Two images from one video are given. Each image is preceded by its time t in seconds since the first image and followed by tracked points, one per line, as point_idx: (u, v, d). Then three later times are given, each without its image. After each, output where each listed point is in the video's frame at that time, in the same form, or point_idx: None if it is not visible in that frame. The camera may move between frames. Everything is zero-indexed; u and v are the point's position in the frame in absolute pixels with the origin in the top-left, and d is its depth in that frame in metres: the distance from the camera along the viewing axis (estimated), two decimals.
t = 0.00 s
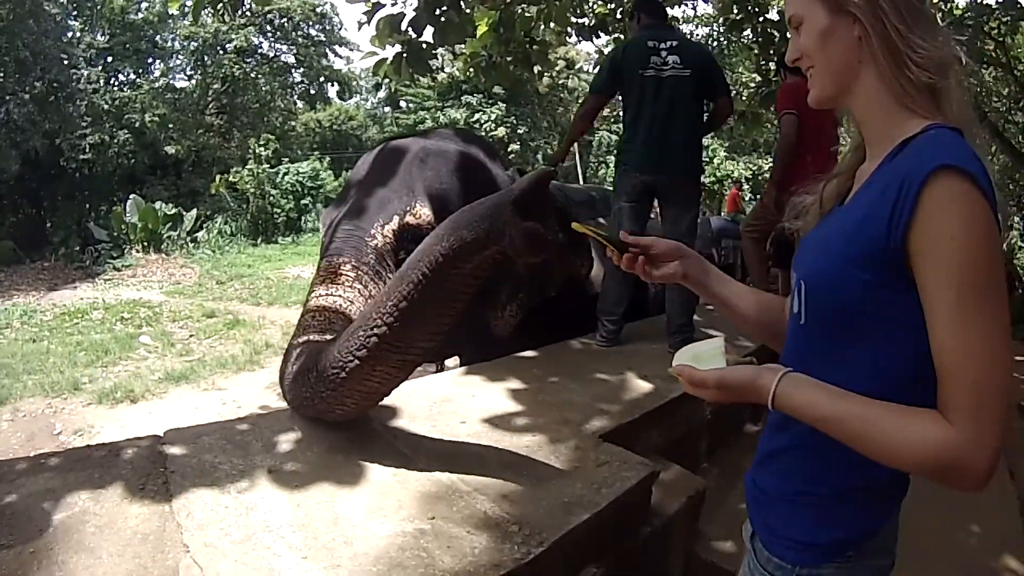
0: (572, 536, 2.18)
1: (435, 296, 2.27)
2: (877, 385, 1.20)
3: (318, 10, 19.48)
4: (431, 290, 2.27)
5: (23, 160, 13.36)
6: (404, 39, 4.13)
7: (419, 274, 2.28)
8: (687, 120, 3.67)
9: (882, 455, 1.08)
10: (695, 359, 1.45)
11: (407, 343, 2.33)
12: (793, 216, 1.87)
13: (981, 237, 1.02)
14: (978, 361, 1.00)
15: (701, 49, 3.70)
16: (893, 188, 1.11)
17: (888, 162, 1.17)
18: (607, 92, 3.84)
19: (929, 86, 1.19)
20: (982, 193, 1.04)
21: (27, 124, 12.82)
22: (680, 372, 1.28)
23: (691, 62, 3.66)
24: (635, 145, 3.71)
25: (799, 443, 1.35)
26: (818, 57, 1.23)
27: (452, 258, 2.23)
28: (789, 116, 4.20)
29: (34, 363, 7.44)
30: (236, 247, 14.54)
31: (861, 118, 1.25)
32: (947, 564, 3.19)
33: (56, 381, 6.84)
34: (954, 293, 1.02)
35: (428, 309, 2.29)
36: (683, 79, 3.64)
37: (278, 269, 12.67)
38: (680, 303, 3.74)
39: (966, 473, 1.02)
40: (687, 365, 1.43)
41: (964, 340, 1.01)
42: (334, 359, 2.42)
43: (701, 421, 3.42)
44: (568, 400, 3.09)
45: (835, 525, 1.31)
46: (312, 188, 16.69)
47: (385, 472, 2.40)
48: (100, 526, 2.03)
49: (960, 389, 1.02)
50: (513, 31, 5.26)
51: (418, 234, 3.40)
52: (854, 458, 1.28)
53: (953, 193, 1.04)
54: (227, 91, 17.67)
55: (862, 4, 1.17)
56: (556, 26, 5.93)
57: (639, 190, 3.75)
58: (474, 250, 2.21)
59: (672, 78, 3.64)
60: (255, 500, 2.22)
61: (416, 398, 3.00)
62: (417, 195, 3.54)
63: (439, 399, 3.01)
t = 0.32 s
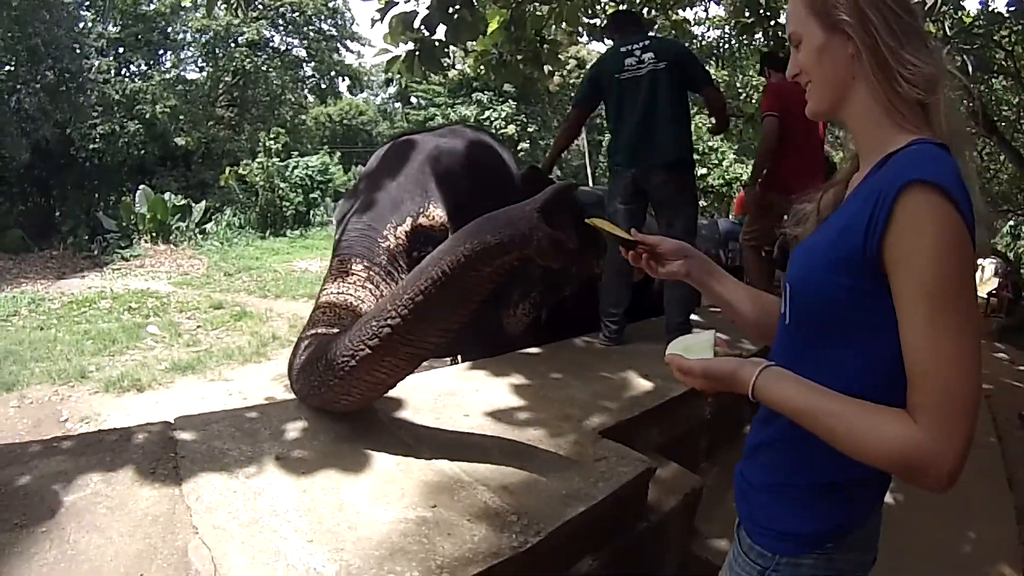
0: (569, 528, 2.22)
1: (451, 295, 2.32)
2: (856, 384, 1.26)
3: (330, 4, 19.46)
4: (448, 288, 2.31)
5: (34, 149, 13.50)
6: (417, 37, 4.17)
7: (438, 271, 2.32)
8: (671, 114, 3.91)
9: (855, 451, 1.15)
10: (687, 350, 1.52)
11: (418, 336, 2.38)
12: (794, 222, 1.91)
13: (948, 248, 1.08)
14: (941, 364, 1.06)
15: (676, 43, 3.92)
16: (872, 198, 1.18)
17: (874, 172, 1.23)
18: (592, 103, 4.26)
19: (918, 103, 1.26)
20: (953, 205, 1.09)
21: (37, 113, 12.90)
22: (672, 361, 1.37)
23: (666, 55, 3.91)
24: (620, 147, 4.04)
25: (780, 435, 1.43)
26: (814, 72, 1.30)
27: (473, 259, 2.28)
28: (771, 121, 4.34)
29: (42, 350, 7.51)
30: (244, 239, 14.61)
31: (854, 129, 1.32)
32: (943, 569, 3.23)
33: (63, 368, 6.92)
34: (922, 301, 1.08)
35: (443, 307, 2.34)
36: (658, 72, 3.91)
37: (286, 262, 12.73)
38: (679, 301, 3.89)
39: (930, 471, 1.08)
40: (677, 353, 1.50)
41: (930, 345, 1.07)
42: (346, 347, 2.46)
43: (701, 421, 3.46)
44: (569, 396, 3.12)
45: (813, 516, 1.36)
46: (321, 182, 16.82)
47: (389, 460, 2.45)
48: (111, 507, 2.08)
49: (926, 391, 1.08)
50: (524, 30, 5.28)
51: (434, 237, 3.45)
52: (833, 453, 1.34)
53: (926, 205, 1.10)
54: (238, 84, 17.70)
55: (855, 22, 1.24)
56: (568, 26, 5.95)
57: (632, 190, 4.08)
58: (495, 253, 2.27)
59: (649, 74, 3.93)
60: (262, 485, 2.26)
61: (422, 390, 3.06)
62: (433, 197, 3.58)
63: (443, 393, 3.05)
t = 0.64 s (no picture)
0: (579, 530, 2.23)
1: (473, 314, 2.39)
2: (858, 385, 1.26)
3: (340, 10, 19.50)
4: (470, 308, 2.38)
5: (45, 154, 13.64)
6: (428, 42, 4.19)
7: (460, 292, 2.39)
8: (673, 121, 3.91)
9: (856, 452, 1.16)
10: (693, 353, 1.53)
11: (436, 351, 2.42)
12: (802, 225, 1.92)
13: (948, 252, 1.08)
14: (940, 365, 1.07)
15: (680, 47, 3.93)
16: (874, 201, 1.18)
17: (876, 177, 1.24)
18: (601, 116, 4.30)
19: (921, 108, 1.27)
20: (953, 208, 1.10)
21: (49, 118, 13.01)
22: (679, 362, 1.39)
23: (669, 60, 3.91)
24: (624, 152, 4.09)
25: (785, 438, 1.43)
26: (819, 78, 1.31)
27: (495, 280, 2.35)
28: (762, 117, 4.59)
29: (54, 353, 7.56)
30: (255, 244, 14.66)
31: (859, 135, 1.32)
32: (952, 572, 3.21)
33: (75, 371, 6.97)
34: (921, 304, 1.09)
35: (464, 326, 2.40)
36: (662, 77, 3.90)
37: (297, 266, 12.76)
38: (683, 308, 3.91)
39: (930, 471, 1.09)
40: (686, 355, 1.52)
41: (929, 346, 1.08)
42: (364, 358, 2.48)
43: (710, 424, 3.46)
44: (579, 399, 3.13)
45: (815, 517, 1.37)
46: (331, 187, 16.86)
47: (400, 463, 2.45)
48: (124, 508, 2.10)
49: (924, 392, 1.08)
50: (533, 34, 5.28)
51: (446, 240, 3.52)
52: (834, 454, 1.35)
53: (927, 208, 1.11)
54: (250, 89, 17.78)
55: (860, 28, 1.25)
56: (578, 31, 5.96)
57: (637, 195, 4.11)
58: (516, 276, 2.34)
59: (652, 80, 3.93)
60: (274, 487, 2.27)
61: (433, 394, 3.07)
62: (445, 202, 3.62)
63: (454, 396, 3.06)
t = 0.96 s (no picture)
0: (587, 531, 2.22)
1: (490, 321, 2.41)
2: (862, 383, 1.26)
3: (348, 11, 19.51)
4: (486, 316, 2.40)
5: (54, 156, 13.71)
6: (436, 42, 4.19)
7: (477, 300, 2.41)
8: (684, 121, 3.90)
9: (863, 452, 1.15)
10: (698, 353, 1.52)
11: (453, 358, 2.43)
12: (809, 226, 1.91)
13: (952, 250, 1.08)
14: (945, 364, 1.06)
15: (690, 46, 3.93)
16: (878, 200, 1.18)
17: (881, 175, 1.23)
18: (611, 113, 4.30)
19: (925, 105, 1.26)
20: (958, 205, 1.09)
21: (58, 120, 13.10)
22: (684, 363, 1.39)
23: (681, 59, 3.91)
24: (635, 152, 4.09)
25: (790, 437, 1.43)
26: (823, 76, 1.30)
27: (513, 289, 2.38)
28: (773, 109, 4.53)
29: (64, 354, 7.61)
30: (264, 245, 14.70)
31: (863, 133, 1.32)
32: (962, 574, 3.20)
33: (84, 372, 7.01)
34: (925, 302, 1.08)
35: (481, 333, 2.42)
36: (674, 76, 3.90)
37: (306, 267, 12.80)
38: (692, 309, 3.91)
39: (937, 469, 1.08)
40: (691, 355, 1.51)
41: (934, 344, 1.07)
42: (379, 364, 2.48)
43: (719, 425, 3.46)
44: (588, 399, 3.12)
45: (820, 517, 1.37)
46: (340, 189, 16.91)
47: (408, 462, 2.46)
48: (133, 506, 2.10)
49: (930, 390, 1.08)
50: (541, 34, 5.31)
51: (453, 239, 3.53)
52: (841, 454, 1.34)
53: (932, 205, 1.10)
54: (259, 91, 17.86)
55: (861, 25, 1.25)
56: (584, 30, 5.97)
57: (649, 196, 4.11)
58: (533, 285, 2.38)
59: (663, 80, 3.93)
60: (283, 486, 2.28)
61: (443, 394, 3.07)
62: (452, 201, 3.63)
63: (463, 396, 3.06)
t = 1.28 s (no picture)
0: (591, 533, 2.20)
1: (515, 323, 2.39)
2: (872, 390, 1.24)
3: (359, 9, 19.48)
4: (512, 318, 2.38)
5: (63, 150, 13.75)
6: (446, 41, 4.17)
7: (506, 303, 2.37)
8: (707, 120, 3.89)
9: (870, 458, 1.14)
10: (706, 356, 1.50)
11: (476, 357, 2.43)
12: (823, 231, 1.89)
13: (964, 256, 1.06)
14: (956, 371, 1.05)
15: (700, 51, 3.96)
16: (888, 205, 1.16)
17: (892, 179, 1.21)
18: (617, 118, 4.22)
19: (939, 108, 1.24)
20: (970, 210, 1.08)
21: (68, 114, 13.15)
22: (691, 366, 1.37)
23: (695, 61, 3.92)
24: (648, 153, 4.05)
25: (798, 443, 1.41)
26: (835, 79, 1.29)
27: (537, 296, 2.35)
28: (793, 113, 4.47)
29: (70, 346, 7.61)
30: (272, 241, 14.70)
31: (876, 136, 1.30)
32: None
33: (90, 365, 7.01)
34: (936, 307, 1.07)
35: (505, 334, 2.41)
36: (690, 78, 3.90)
37: (314, 264, 12.78)
38: (702, 312, 3.89)
39: (945, 478, 1.07)
40: (699, 359, 1.50)
41: (943, 350, 1.06)
42: (400, 364, 2.47)
43: (726, 428, 3.43)
44: (595, 401, 3.11)
45: (826, 524, 1.35)
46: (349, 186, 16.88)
47: (413, 460, 2.45)
48: (135, 500, 2.10)
49: (939, 397, 1.06)
50: (552, 33, 5.31)
51: (455, 236, 3.54)
52: (848, 463, 1.32)
53: (942, 210, 1.08)
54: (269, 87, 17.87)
55: (874, 27, 1.23)
56: (595, 31, 5.94)
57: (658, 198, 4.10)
58: (562, 288, 2.34)
59: (679, 81, 3.92)
60: (286, 483, 2.27)
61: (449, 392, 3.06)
62: (456, 196, 3.63)
63: (469, 396, 3.05)
